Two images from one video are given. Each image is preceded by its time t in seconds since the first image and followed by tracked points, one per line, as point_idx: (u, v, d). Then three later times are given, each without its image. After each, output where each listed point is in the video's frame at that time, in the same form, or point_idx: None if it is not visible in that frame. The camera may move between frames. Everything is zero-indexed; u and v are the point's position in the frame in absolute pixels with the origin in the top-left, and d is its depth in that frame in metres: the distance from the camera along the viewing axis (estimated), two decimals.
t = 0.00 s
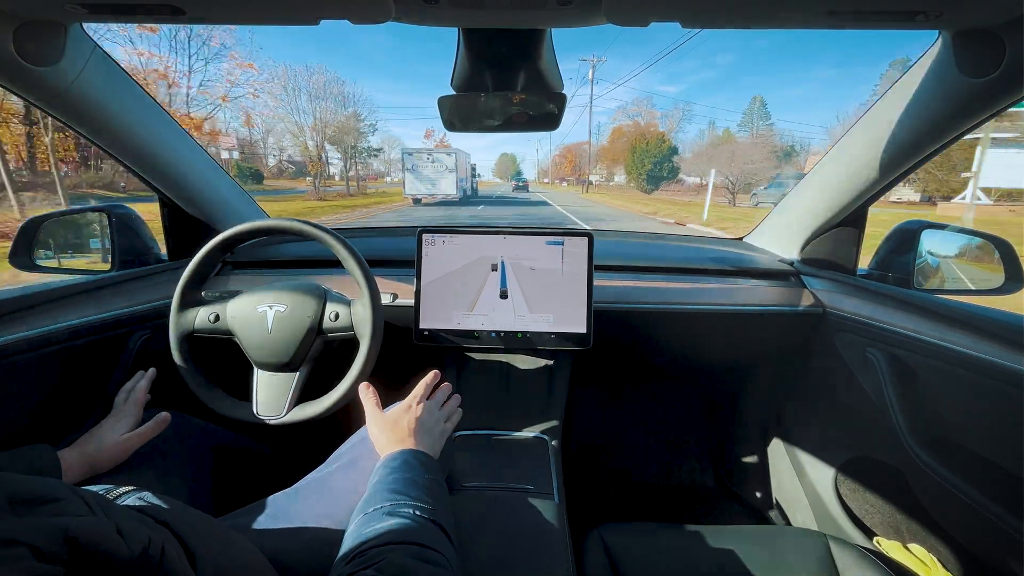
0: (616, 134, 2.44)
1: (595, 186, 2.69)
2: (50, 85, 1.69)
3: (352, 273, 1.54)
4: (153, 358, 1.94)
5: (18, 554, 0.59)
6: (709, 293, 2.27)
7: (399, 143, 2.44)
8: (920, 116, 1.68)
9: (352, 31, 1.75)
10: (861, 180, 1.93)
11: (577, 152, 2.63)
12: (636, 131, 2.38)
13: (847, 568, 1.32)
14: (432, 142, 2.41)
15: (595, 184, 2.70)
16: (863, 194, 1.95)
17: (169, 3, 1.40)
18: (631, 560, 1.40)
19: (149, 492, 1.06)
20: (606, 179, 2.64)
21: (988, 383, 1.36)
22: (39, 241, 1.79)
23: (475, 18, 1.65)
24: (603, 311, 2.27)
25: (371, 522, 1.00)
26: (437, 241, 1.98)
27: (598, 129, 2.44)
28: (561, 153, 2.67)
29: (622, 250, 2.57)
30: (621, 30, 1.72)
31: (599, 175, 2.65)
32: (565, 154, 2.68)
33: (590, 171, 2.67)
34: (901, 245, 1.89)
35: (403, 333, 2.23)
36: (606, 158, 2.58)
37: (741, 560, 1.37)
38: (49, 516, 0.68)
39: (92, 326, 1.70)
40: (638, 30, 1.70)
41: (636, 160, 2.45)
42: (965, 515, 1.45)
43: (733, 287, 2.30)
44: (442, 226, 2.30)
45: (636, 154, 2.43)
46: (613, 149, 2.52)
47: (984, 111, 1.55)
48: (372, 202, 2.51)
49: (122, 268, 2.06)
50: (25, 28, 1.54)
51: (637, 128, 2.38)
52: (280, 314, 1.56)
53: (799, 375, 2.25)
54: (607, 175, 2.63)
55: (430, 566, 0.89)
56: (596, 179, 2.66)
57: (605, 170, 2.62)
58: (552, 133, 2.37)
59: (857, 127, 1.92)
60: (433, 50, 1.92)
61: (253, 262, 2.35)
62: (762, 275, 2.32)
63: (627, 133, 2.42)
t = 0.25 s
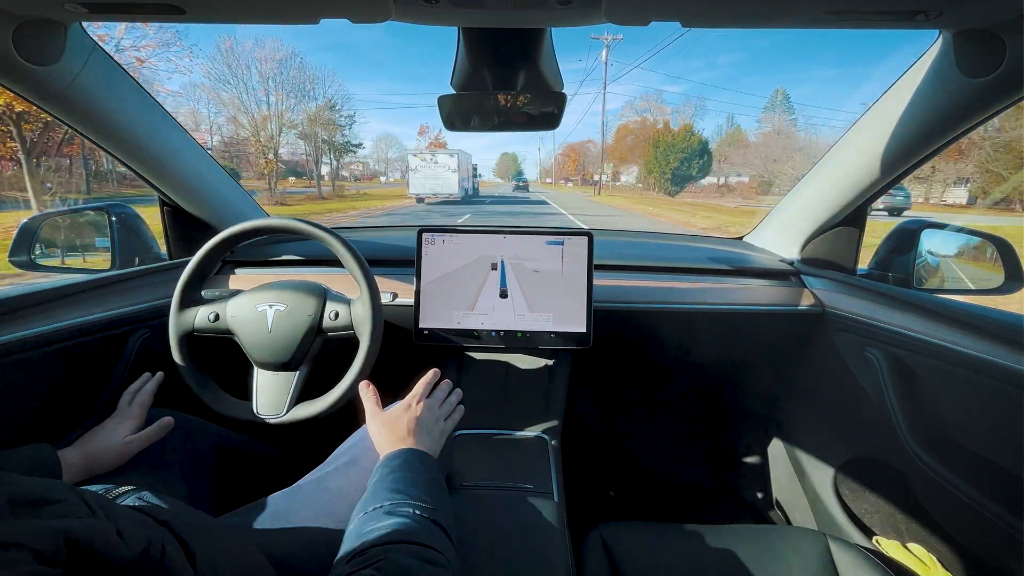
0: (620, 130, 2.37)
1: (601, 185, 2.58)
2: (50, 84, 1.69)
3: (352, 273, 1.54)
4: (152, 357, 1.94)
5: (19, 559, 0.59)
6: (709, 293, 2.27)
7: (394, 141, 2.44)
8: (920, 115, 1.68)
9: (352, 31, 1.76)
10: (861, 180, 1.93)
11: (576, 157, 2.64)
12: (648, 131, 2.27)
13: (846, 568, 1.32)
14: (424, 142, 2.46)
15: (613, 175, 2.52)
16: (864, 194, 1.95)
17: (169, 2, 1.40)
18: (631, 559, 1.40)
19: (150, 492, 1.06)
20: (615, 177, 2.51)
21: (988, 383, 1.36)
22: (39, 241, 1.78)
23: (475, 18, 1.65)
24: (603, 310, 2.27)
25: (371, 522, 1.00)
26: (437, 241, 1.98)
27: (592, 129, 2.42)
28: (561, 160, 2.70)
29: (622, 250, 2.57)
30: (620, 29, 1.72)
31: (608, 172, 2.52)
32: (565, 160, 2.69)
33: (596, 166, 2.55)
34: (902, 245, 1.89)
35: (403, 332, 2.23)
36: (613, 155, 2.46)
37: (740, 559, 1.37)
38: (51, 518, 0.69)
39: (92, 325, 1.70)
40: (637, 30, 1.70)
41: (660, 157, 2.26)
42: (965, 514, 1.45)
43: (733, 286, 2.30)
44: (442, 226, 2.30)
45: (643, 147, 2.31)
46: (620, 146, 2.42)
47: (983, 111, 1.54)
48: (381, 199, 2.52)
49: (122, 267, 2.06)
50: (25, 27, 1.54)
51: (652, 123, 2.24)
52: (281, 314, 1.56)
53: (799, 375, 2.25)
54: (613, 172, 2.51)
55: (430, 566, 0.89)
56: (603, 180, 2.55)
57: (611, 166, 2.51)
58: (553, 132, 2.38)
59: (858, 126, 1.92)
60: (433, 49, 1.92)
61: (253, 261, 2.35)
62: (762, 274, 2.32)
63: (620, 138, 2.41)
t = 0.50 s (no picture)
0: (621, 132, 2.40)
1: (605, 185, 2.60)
2: (50, 85, 1.69)
3: (352, 273, 1.54)
4: (152, 358, 1.94)
5: (19, 562, 0.59)
6: (709, 293, 2.27)
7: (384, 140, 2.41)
8: (920, 115, 1.68)
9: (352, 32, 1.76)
10: (861, 179, 1.93)
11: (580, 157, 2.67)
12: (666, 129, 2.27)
13: (847, 568, 1.32)
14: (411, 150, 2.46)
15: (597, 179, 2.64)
16: (864, 193, 1.95)
17: (168, 3, 1.40)
18: (631, 560, 1.39)
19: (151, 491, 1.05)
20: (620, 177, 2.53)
21: (988, 383, 1.36)
22: (38, 242, 1.78)
23: (475, 18, 1.65)
24: (603, 310, 2.26)
25: (371, 522, 1.00)
26: (437, 241, 1.98)
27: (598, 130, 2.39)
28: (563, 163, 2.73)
29: (622, 249, 2.57)
30: (620, 29, 1.72)
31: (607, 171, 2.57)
32: (566, 161, 2.71)
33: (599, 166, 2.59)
34: (901, 245, 1.89)
35: (404, 333, 2.23)
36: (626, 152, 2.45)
37: (741, 560, 1.37)
38: (51, 520, 0.68)
39: (92, 326, 1.70)
40: (637, 30, 1.70)
41: (696, 154, 2.20)
42: (966, 514, 1.45)
43: (733, 286, 2.30)
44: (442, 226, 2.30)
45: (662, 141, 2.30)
46: (628, 145, 2.43)
47: (982, 110, 1.54)
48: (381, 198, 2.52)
49: (122, 268, 2.06)
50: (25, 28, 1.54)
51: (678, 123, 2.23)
52: (280, 314, 1.56)
53: (799, 375, 2.25)
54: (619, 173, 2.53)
55: (431, 566, 0.89)
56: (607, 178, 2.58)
57: (616, 166, 2.53)
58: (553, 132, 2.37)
59: (859, 125, 1.91)
60: (433, 49, 1.92)
61: (253, 262, 2.35)
62: (762, 274, 2.32)
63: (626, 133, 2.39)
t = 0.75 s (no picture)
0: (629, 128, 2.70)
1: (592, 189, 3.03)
2: (49, 84, 1.69)
3: (351, 273, 1.54)
4: (150, 357, 1.93)
5: (15, 570, 0.57)
6: (708, 295, 2.27)
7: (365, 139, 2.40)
8: (919, 116, 1.69)
9: (353, 32, 1.76)
10: (861, 181, 1.93)
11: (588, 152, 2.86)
12: (678, 124, 2.51)
13: (846, 569, 1.32)
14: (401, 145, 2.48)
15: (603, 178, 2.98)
16: (863, 195, 1.95)
17: (168, 3, 1.39)
18: (630, 560, 1.39)
19: (146, 492, 1.04)
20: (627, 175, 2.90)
21: (987, 385, 1.36)
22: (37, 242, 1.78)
23: (475, 19, 1.65)
24: (602, 311, 2.27)
25: (370, 523, 1.00)
26: (437, 241, 1.98)
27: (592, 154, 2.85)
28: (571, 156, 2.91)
29: (621, 250, 2.57)
30: (620, 31, 1.73)
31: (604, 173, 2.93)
32: (578, 154, 2.88)
33: (601, 169, 2.93)
34: (900, 247, 1.89)
35: (403, 333, 2.23)
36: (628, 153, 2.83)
37: (739, 561, 1.37)
38: (46, 526, 0.67)
39: (90, 326, 1.69)
40: (637, 32, 1.71)
41: (756, 144, 2.16)
42: (964, 516, 1.45)
43: (732, 287, 2.30)
44: (442, 226, 2.30)
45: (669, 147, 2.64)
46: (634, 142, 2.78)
47: (983, 111, 1.55)
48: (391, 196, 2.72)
49: (121, 268, 2.06)
50: (25, 27, 1.54)
51: (693, 122, 2.43)
52: (280, 314, 1.56)
53: (798, 376, 2.26)
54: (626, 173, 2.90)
55: (430, 567, 0.89)
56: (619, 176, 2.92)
57: (623, 166, 2.89)
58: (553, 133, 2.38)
59: (858, 126, 1.91)
60: (434, 50, 1.92)
61: (253, 261, 2.35)
62: (761, 275, 2.33)
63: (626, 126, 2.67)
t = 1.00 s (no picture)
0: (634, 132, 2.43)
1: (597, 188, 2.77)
2: (49, 83, 1.68)
3: (351, 272, 1.54)
4: (150, 357, 1.93)
5: (18, 574, 0.57)
6: (708, 294, 2.27)
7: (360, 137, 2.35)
8: (919, 116, 1.68)
9: (352, 31, 1.75)
10: (861, 180, 1.93)
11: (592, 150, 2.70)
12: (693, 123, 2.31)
13: (846, 569, 1.32)
14: (390, 143, 2.42)
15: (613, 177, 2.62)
16: (863, 194, 1.95)
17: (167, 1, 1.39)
18: (630, 560, 1.40)
19: (148, 491, 1.05)
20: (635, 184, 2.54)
21: (987, 383, 1.36)
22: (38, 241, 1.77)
23: (475, 17, 1.64)
24: (602, 310, 2.27)
25: (371, 521, 1.00)
26: (437, 240, 1.98)
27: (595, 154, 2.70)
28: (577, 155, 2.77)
29: (622, 250, 2.57)
30: (621, 30, 1.72)
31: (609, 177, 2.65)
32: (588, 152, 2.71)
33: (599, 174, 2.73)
34: (899, 246, 1.90)
35: (403, 332, 2.23)
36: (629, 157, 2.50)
37: (740, 561, 1.37)
38: (48, 527, 0.67)
39: (89, 324, 1.69)
40: (638, 30, 1.70)
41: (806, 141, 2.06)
42: (964, 514, 1.45)
43: (732, 287, 2.30)
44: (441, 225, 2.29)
45: (677, 143, 2.39)
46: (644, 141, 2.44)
47: (984, 109, 1.54)
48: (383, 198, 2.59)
49: (120, 267, 2.06)
50: (24, 26, 1.53)
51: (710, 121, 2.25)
52: (279, 313, 1.56)
53: (798, 375, 2.26)
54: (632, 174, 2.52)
55: (431, 566, 0.89)
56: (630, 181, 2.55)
57: (633, 164, 2.50)
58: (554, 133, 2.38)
59: (859, 124, 1.91)
60: (433, 49, 1.92)
61: (252, 261, 2.35)
62: (761, 275, 2.33)
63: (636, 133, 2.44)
